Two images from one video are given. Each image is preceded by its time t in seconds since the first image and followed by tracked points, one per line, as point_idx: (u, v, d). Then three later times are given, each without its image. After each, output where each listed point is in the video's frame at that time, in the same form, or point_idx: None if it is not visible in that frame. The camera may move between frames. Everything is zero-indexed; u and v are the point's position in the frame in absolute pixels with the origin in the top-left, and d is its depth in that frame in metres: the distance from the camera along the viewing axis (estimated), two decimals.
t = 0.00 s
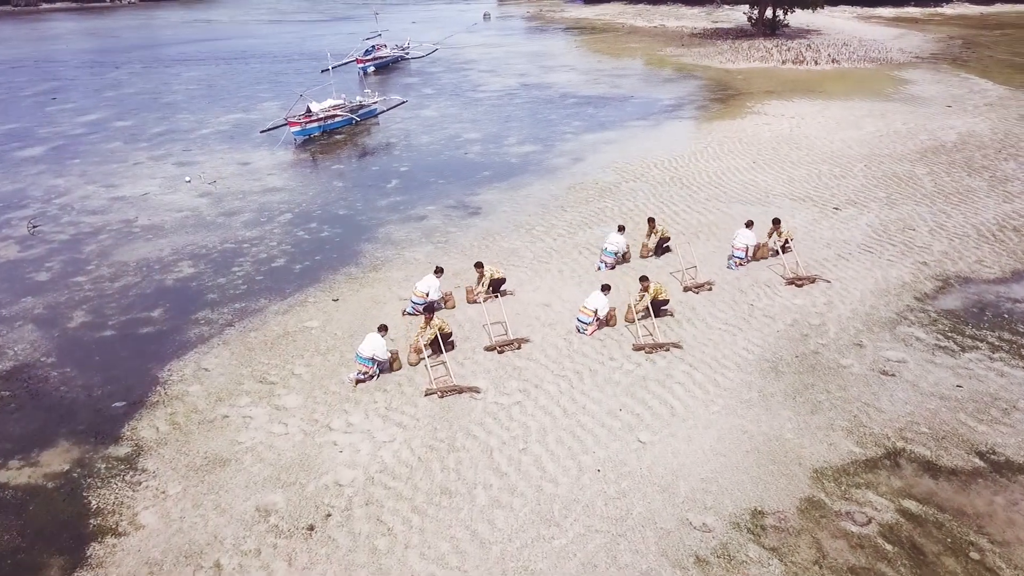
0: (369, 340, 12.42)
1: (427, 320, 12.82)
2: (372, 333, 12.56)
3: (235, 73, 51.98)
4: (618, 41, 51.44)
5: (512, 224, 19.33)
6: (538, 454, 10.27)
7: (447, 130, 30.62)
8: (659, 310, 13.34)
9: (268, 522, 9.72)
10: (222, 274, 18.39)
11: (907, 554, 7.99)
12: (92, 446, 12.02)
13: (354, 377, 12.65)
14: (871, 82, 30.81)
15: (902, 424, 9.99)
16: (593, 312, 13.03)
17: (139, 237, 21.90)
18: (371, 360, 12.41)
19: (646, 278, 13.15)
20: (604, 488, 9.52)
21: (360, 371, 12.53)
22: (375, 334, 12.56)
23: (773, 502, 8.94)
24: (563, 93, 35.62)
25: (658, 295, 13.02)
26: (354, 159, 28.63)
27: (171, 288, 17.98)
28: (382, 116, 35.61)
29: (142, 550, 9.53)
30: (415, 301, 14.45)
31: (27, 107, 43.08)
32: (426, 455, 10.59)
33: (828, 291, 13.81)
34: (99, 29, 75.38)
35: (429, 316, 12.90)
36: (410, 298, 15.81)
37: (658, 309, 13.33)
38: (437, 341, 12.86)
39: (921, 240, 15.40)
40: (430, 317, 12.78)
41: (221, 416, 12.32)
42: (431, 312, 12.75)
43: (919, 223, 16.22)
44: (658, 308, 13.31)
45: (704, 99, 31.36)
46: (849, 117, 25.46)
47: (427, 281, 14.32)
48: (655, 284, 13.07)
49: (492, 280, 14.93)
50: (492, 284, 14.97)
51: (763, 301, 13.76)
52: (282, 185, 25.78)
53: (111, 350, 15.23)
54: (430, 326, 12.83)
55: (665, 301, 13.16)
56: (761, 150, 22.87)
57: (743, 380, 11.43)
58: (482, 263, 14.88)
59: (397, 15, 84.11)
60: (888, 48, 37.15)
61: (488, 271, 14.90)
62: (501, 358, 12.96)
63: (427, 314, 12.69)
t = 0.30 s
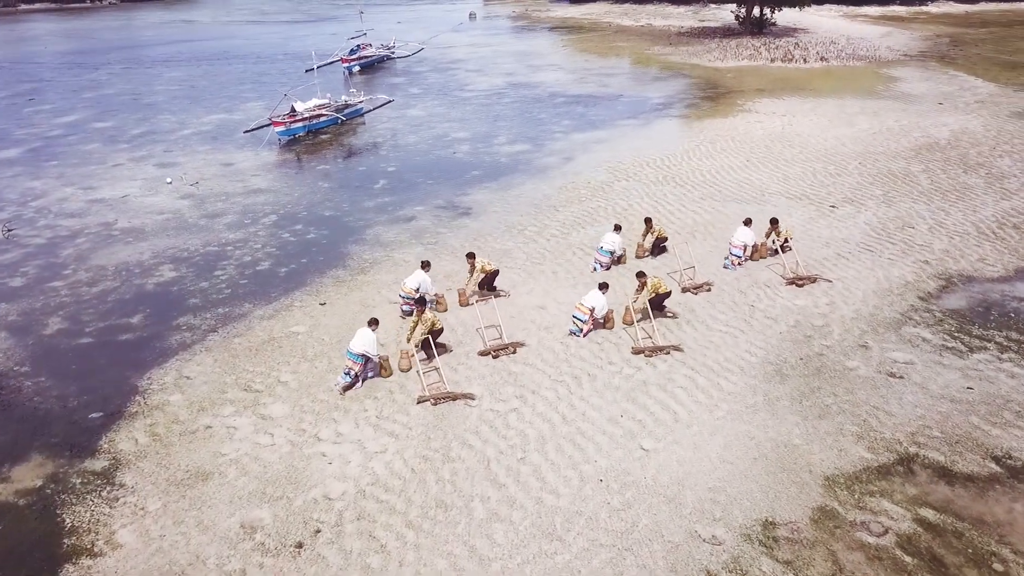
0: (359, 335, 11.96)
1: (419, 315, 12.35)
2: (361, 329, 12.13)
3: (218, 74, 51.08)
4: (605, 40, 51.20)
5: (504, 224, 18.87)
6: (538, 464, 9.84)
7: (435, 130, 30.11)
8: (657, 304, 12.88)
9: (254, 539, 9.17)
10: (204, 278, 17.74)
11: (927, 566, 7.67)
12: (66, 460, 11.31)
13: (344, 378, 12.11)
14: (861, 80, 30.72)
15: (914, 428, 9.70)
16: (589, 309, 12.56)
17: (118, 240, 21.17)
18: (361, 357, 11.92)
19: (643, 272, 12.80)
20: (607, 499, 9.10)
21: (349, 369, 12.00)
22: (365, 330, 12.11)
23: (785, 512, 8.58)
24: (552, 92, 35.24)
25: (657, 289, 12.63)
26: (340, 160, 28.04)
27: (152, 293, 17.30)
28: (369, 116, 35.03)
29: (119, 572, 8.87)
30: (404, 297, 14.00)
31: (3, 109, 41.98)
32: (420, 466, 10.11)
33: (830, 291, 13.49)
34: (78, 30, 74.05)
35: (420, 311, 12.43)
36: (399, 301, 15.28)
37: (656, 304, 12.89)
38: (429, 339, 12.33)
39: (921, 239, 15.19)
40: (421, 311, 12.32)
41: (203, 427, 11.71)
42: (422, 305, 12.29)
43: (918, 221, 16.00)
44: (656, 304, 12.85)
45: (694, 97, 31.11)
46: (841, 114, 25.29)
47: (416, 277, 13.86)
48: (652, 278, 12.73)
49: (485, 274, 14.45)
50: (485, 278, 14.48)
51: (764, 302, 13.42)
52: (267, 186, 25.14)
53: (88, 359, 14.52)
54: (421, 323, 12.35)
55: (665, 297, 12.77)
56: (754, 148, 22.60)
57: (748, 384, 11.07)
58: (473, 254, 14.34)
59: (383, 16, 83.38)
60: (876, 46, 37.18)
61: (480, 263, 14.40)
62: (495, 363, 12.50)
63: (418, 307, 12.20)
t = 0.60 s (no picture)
0: (356, 314, 11.25)
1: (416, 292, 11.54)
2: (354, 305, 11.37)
3: (209, 69, 50.33)
4: (601, 35, 50.80)
5: (503, 214, 18.34)
6: (544, 458, 9.34)
7: (430, 123, 29.58)
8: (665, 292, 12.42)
9: (243, 538, 8.62)
10: (193, 269, 17.13)
11: (961, 564, 7.24)
12: (44, 456, 10.69)
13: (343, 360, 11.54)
14: (861, 73, 30.42)
15: (937, 418, 9.28)
16: (596, 286, 12.03)
17: (104, 232, 20.51)
18: (362, 337, 11.33)
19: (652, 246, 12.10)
20: (618, 494, 8.61)
21: (348, 350, 11.40)
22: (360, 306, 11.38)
23: (807, 507, 8.13)
24: (549, 86, 34.75)
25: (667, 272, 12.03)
26: (334, 152, 27.45)
27: (138, 284, 16.67)
28: (363, 109, 34.43)
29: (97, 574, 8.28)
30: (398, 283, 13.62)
31: None
32: (419, 461, 9.58)
33: (842, 280, 13.06)
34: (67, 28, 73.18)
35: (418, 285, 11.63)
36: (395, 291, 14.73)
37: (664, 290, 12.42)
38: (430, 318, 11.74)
39: (932, 227, 14.79)
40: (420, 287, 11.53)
41: (190, 421, 11.13)
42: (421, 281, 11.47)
43: (928, 210, 15.62)
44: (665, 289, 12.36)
45: (693, 90, 30.70)
46: (843, 106, 24.94)
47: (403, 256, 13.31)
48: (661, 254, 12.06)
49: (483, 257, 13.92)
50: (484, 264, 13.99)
51: (774, 291, 12.96)
52: (258, 178, 24.53)
53: (70, 351, 13.88)
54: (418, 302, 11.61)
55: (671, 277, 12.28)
56: (756, 139, 22.18)
57: (761, 374, 10.60)
58: (474, 229, 13.64)
59: (376, 13, 82.89)
60: (875, 40, 36.92)
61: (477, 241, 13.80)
62: (496, 354, 11.97)
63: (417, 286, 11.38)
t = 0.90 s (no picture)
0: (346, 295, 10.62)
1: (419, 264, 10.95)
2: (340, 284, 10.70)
3: (203, 61, 49.61)
4: (599, 29, 50.35)
5: (502, 199, 17.81)
6: (549, 442, 8.83)
7: (427, 111, 29.02)
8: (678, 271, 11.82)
9: (228, 527, 8.07)
10: (181, 254, 16.52)
11: (997, 552, 6.79)
12: (18, 442, 10.09)
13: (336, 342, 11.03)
14: (864, 63, 30.04)
15: (963, 401, 8.83)
16: (602, 263, 11.45)
17: (90, 217, 19.87)
18: (355, 317, 10.82)
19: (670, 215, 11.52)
20: (628, 480, 8.10)
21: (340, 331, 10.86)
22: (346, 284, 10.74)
23: (829, 493, 7.66)
24: (548, 76, 34.24)
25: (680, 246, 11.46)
26: (328, 140, 26.87)
27: (124, 269, 16.04)
28: (358, 99, 33.85)
29: (71, 564, 7.71)
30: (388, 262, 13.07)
31: None
32: (416, 446, 9.05)
33: (855, 263, 12.59)
34: (59, 22, 72.32)
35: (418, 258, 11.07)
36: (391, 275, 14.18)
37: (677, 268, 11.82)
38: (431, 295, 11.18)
39: (946, 211, 14.36)
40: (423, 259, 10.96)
41: (175, 406, 10.55)
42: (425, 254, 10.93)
43: (941, 194, 15.19)
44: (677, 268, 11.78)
45: (694, 80, 30.25)
46: (847, 94, 24.54)
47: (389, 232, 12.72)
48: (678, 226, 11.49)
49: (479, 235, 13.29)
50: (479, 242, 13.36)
51: (786, 274, 12.49)
52: (251, 165, 23.92)
53: (51, 336, 13.26)
54: (419, 275, 11.01)
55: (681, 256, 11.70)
56: (760, 126, 21.74)
57: (776, 357, 10.12)
58: (479, 199, 13.02)
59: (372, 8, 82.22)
60: (876, 32, 36.55)
61: (478, 215, 13.18)
62: (497, 338, 11.45)
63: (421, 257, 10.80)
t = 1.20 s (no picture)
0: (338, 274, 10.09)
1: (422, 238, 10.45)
2: (330, 262, 10.12)
3: (196, 53, 48.93)
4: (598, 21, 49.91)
5: (501, 183, 17.31)
6: (554, 424, 8.35)
7: (424, 99, 28.50)
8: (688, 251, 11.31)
9: (212, 512, 7.54)
10: (169, 237, 15.94)
11: None
12: None
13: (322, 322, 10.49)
14: (866, 53, 29.70)
15: (990, 382, 8.41)
16: (599, 241, 10.79)
17: (76, 202, 19.23)
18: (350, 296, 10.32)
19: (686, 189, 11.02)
20: (638, 462, 7.63)
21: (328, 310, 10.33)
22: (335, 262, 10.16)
23: (853, 476, 7.22)
24: (546, 66, 33.77)
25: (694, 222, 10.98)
26: (323, 127, 26.31)
27: (109, 252, 15.44)
28: (353, 88, 33.29)
29: (41, 553, 7.15)
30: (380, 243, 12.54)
31: None
32: (412, 429, 8.55)
33: (868, 244, 12.16)
34: (52, 15, 71.47)
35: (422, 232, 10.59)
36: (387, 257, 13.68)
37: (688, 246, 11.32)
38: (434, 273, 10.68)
39: (959, 194, 13.96)
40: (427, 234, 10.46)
41: (159, 389, 10.00)
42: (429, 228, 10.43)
43: (952, 177, 14.79)
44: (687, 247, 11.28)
45: (695, 69, 29.82)
46: (852, 82, 24.16)
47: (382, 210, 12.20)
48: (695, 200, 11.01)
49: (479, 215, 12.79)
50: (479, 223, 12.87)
51: (797, 255, 12.03)
52: (243, 151, 23.34)
53: (30, 318, 12.66)
54: (422, 251, 10.51)
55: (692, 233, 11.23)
56: (764, 112, 21.32)
57: (790, 338, 9.67)
58: (484, 175, 12.59)
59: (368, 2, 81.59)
60: (878, 24, 36.22)
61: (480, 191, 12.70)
62: (498, 319, 10.95)
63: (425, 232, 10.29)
